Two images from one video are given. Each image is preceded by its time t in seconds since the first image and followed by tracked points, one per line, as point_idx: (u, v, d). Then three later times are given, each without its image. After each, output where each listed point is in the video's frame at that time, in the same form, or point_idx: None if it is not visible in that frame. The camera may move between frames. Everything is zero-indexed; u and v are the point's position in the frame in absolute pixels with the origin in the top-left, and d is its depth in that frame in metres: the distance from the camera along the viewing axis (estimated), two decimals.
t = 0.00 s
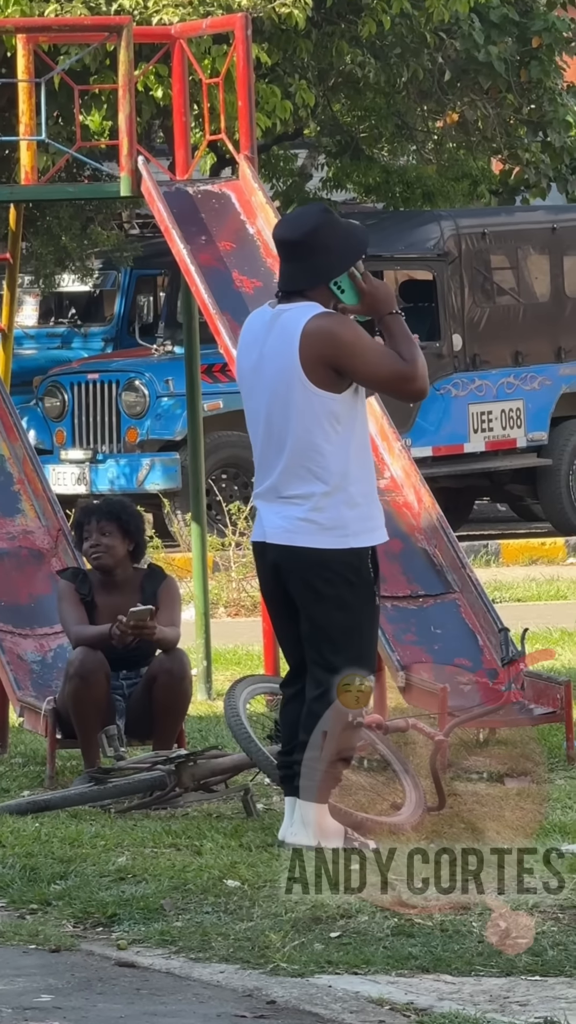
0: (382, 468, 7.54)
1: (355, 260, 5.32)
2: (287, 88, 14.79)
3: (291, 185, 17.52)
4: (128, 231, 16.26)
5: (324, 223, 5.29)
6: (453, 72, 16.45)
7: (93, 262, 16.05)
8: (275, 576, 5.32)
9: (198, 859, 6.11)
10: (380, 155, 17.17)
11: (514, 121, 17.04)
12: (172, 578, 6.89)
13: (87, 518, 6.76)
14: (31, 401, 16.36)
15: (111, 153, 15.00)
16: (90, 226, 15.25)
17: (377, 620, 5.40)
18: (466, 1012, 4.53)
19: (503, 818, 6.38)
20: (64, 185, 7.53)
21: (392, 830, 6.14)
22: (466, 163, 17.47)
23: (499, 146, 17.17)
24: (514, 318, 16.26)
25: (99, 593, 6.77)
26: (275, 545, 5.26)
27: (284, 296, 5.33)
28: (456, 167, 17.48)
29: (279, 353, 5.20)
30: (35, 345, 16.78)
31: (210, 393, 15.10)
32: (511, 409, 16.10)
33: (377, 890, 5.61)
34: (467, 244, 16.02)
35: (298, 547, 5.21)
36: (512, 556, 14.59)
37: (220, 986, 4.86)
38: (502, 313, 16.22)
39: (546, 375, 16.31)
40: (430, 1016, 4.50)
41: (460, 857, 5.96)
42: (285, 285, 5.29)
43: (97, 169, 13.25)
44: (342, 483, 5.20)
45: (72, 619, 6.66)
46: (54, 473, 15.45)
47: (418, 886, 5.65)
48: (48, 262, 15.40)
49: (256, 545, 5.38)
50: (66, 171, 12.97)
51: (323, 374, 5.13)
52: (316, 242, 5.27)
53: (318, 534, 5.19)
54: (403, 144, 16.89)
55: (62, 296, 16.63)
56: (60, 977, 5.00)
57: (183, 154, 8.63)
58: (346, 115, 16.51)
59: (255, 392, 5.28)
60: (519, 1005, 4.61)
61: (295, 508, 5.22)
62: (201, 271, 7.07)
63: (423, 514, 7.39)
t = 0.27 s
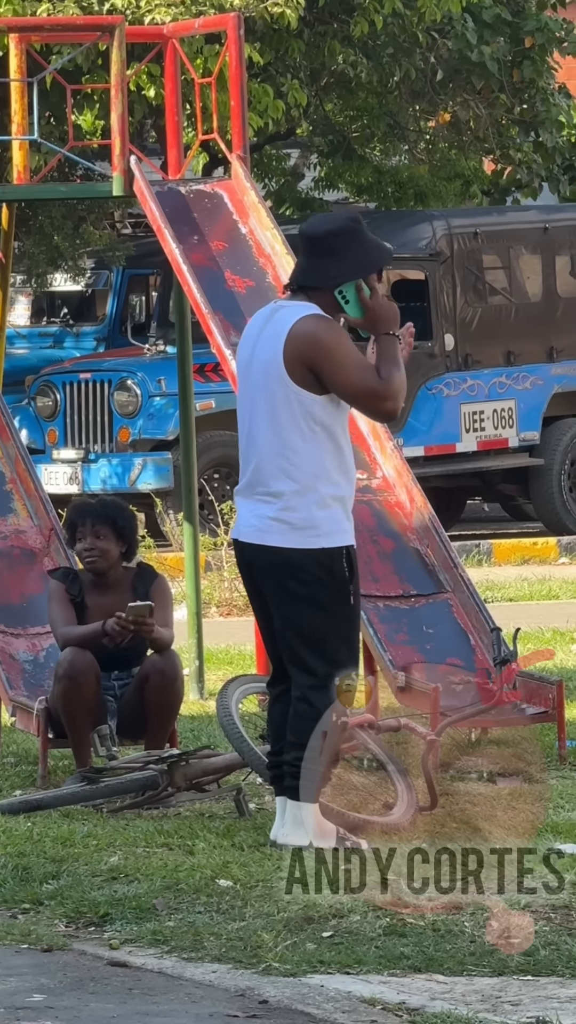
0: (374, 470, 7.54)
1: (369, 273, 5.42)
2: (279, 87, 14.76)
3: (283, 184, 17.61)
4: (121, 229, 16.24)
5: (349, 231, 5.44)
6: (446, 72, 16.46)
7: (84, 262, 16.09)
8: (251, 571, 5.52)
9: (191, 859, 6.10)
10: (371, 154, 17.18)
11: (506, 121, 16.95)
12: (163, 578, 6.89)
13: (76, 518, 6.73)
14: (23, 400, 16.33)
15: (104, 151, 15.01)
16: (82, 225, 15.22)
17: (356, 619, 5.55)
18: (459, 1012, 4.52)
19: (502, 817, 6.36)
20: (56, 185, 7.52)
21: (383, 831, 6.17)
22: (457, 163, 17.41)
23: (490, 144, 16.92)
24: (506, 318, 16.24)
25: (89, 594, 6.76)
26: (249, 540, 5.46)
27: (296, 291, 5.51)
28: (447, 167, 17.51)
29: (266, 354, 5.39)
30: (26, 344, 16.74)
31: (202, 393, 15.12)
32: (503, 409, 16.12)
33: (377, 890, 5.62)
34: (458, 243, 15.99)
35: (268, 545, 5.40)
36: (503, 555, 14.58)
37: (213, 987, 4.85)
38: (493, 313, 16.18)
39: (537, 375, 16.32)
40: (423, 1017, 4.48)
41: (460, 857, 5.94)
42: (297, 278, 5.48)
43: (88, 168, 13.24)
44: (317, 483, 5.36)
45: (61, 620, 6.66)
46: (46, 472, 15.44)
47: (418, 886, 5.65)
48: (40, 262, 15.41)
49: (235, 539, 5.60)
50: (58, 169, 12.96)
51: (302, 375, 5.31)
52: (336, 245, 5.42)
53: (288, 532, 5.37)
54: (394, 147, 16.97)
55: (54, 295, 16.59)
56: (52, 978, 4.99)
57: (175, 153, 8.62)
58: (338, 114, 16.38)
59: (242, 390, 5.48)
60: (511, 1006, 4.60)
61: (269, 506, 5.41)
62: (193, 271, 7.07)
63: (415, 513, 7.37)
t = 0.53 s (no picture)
0: (368, 469, 7.54)
1: (373, 277, 5.42)
2: (273, 87, 14.75)
3: (277, 183, 17.64)
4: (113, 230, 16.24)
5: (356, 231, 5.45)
6: (439, 71, 16.40)
7: (77, 261, 16.12)
8: (235, 564, 5.59)
9: (184, 859, 6.10)
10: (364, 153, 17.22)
11: (499, 121, 16.93)
12: (157, 577, 6.88)
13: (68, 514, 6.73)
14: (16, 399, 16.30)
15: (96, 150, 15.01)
16: (75, 224, 15.20)
17: (338, 617, 5.55)
18: (452, 1011, 4.53)
19: (496, 816, 6.33)
20: (49, 184, 7.51)
21: (376, 830, 6.17)
22: (450, 163, 17.41)
23: (484, 147, 17.08)
24: (499, 317, 16.24)
25: (82, 592, 6.75)
26: (231, 535, 5.53)
27: (299, 288, 5.51)
28: (442, 167, 17.50)
29: (256, 349, 5.45)
30: (20, 344, 16.77)
31: (195, 392, 15.10)
32: (496, 409, 16.11)
33: (377, 889, 5.62)
34: (452, 242, 15.99)
35: (249, 539, 5.46)
36: (497, 555, 14.57)
37: (206, 986, 4.85)
38: (486, 312, 16.18)
39: (530, 375, 16.33)
40: (417, 1016, 4.48)
41: (460, 857, 5.92)
42: (299, 273, 5.48)
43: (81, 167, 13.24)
44: (298, 480, 5.39)
45: (52, 619, 6.66)
46: (39, 471, 15.43)
47: (418, 886, 5.64)
48: (33, 261, 15.48)
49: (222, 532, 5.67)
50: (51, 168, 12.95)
51: (290, 369, 5.35)
52: (343, 245, 5.43)
53: (267, 528, 5.42)
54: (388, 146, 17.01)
55: (47, 295, 16.65)
56: (45, 977, 4.99)
57: (169, 152, 8.63)
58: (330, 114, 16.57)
59: (236, 385, 5.55)
60: (505, 1005, 4.60)
61: (252, 501, 5.47)
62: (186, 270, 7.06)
63: (408, 512, 7.38)
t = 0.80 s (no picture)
0: (365, 466, 7.54)
1: (365, 268, 5.43)
2: (270, 83, 14.76)
3: (273, 180, 17.51)
4: (111, 226, 16.21)
5: (346, 223, 5.45)
6: (436, 68, 16.44)
7: (75, 258, 16.07)
8: (237, 562, 5.60)
9: (181, 856, 6.10)
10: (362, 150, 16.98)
11: (496, 118, 16.89)
12: (156, 575, 6.88)
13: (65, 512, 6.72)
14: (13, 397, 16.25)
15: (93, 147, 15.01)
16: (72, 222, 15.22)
17: (339, 615, 5.55)
18: (448, 1007, 4.54)
19: (492, 814, 6.22)
20: (46, 181, 7.51)
21: (374, 824, 6.18)
22: (448, 161, 17.50)
23: (481, 144, 17.03)
24: (497, 314, 16.24)
25: (79, 590, 6.75)
26: (234, 532, 5.54)
27: (293, 283, 5.51)
28: (438, 164, 17.49)
29: (253, 346, 5.46)
30: (16, 339, 16.70)
31: (192, 390, 15.13)
32: (493, 407, 16.10)
33: (376, 889, 5.59)
34: (448, 239, 15.99)
35: (251, 537, 5.47)
36: (494, 552, 14.57)
37: (203, 983, 4.85)
38: (483, 310, 16.19)
39: (528, 373, 16.31)
40: (414, 1013, 4.49)
41: (460, 857, 5.83)
42: (292, 268, 5.47)
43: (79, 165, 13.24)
44: (299, 475, 5.40)
45: (46, 618, 6.66)
46: (37, 468, 15.43)
47: (417, 886, 5.60)
48: (30, 259, 15.44)
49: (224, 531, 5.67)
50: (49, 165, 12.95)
51: (288, 363, 5.36)
52: (336, 237, 5.42)
53: (269, 524, 5.43)
54: (385, 142, 16.83)
55: (44, 293, 16.61)
56: (42, 974, 5.00)
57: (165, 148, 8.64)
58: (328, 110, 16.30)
59: (234, 382, 5.56)
60: (502, 1002, 4.61)
61: (253, 498, 5.48)
62: (183, 268, 7.06)
63: (406, 510, 7.37)
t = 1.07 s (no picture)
0: (365, 461, 7.52)
1: (368, 258, 5.46)
2: (270, 79, 14.73)
3: (274, 176, 17.60)
4: (113, 221, 16.20)
5: (345, 214, 5.47)
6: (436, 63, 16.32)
7: (75, 254, 16.13)
8: (246, 558, 5.60)
9: (182, 852, 6.10)
10: (362, 146, 17.23)
11: (496, 114, 16.81)
12: (157, 570, 6.87)
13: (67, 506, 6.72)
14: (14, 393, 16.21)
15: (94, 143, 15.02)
16: (73, 217, 15.22)
17: (350, 611, 5.55)
18: (449, 1002, 4.54)
19: (493, 809, 6.12)
20: (47, 177, 7.51)
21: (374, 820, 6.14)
22: (448, 156, 17.49)
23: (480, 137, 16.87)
24: (498, 309, 16.26)
25: (81, 585, 6.75)
26: (243, 527, 5.53)
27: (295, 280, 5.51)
28: (439, 159, 17.51)
29: (261, 339, 5.46)
30: (18, 335, 16.83)
31: (194, 384, 15.11)
32: (494, 401, 16.07)
33: (376, 889, 5.54)
34: (449, 234, 16.03)
35: (261, 531, 5.46)
36: (495, 548, 14.55)
37: (204, 979, 4.85)
38: (484, 304, 16.22)
39: (529, 368, 16.30)
40: (414, 1009, 4.49)
41: (459, 858, 5.78)
42: (292, 266, 5.48)
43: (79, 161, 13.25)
44: (310, 470, 5.41)
45: (49, 613, 6.66)
46: (37, 464, 15.43)
47: (417, 886, 5.56)
48: (31, 254, 15.45)
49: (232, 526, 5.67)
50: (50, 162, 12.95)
51: (298, 356, 5.37)
52: (335, 230, 5.43)
53: (280, 518, 5.42)
54: (386, 138, 17.05)
55: (45, 289, 16.71)
56: (43, 969, 5.00)
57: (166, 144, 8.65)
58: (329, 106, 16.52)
59: (241, 377, 5.57)
60: (503, 997, 4.61)
61: (263, 493, 5.47)
62: (183, 264, 7.06)
63: (406, 506, 7.37)
